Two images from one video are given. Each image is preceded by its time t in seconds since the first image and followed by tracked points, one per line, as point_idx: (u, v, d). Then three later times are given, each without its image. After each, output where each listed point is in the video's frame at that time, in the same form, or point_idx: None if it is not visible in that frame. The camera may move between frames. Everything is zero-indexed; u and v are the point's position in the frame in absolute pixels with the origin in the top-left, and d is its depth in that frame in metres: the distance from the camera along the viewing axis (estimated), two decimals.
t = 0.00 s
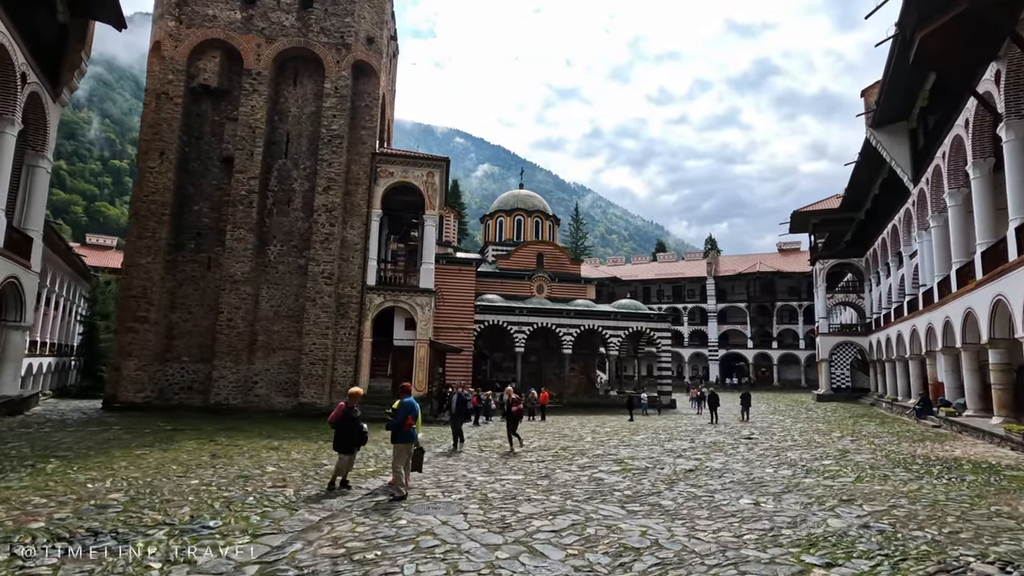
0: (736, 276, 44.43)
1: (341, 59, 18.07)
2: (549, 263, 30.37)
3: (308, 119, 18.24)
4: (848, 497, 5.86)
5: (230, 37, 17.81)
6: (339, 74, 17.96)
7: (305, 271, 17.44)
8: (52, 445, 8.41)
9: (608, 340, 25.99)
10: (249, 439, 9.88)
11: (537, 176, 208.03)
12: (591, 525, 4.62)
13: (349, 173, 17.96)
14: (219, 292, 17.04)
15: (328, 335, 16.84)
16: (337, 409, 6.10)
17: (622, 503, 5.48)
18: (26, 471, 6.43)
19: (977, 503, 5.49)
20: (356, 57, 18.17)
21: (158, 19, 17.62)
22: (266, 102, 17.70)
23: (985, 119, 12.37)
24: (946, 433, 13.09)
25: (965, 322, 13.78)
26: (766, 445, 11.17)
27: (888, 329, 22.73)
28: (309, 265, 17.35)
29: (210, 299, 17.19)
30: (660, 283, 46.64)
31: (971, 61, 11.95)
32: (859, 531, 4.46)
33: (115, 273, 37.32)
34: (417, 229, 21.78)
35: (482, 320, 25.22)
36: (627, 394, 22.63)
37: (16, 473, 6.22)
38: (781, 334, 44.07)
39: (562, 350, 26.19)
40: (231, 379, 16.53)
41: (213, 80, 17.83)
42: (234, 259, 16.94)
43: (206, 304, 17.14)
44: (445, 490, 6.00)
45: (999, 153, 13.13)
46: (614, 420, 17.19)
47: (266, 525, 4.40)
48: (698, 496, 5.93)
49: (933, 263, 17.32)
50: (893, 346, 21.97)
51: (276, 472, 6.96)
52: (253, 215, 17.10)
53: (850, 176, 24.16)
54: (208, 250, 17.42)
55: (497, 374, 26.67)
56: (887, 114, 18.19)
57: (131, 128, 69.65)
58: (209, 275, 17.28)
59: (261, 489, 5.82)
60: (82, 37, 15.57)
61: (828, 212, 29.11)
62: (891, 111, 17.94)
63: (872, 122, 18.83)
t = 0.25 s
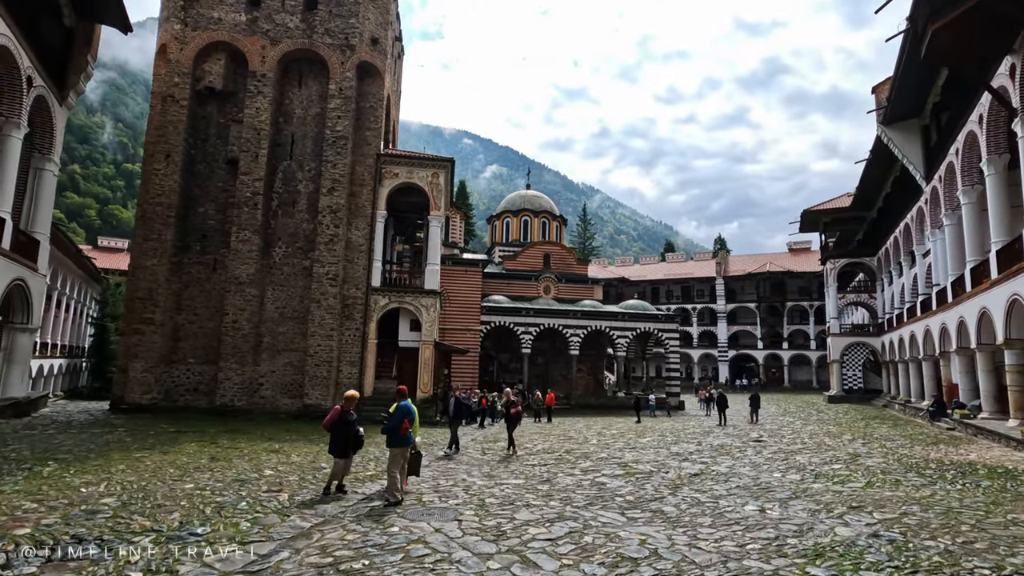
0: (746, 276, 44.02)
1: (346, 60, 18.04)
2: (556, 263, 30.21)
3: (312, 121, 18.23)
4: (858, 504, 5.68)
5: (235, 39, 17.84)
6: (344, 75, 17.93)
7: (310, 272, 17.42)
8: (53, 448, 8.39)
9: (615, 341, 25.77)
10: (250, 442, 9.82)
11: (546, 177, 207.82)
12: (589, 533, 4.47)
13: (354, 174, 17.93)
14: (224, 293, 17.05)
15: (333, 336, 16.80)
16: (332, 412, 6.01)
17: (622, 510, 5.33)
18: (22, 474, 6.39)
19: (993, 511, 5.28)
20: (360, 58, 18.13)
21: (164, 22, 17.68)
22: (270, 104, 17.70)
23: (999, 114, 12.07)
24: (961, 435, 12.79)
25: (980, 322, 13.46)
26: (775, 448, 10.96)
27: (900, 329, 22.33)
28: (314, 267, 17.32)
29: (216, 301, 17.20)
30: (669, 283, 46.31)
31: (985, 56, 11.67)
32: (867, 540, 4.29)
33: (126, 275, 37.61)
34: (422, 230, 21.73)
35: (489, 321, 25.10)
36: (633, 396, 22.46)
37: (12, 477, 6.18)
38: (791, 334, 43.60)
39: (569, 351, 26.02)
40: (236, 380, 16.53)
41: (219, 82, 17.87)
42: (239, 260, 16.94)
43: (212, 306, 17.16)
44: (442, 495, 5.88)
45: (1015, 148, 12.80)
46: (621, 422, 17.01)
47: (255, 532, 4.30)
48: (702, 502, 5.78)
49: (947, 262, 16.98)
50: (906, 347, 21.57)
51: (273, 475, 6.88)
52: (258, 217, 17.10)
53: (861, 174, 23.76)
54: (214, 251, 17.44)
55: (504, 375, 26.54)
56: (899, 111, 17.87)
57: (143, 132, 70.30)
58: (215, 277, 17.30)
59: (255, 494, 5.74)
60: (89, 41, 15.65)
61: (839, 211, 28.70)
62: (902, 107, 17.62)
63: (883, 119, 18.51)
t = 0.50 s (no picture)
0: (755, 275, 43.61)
1: (350, 60, 18.02)
2: (562, 263, 30.05)
3: (316, 122, 18.23)
4: (867, 508, 5.51)
5: (240, 41, 17.88)
6: (348, 76, 17.91)
7: (314, 273, 17.39)
8: (54, 449, 8.38)
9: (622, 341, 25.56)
10: (252, 444, 9.79)
11: (554, 177, 207.55)
12: (586, 538, 4.33)
13: (358, 175, 17.90)
14: (229, 294, 17.07)
15: (337, 337, 16.76)
16: (329, 412, 5.92)
17: (622, 514, 5.19)
18: (18, 476, 6.36)
19: (1008, 516, 5.08)
20: (364, 58, 18.10)
21: (169, 25, 17.75)
22: (275, 105, 17.72)
23: (1013, 108, 11.80)
24: (976, 437, 12.50)
25: (995, 321, 13.16)
26: (784, 450, 10.75)
27: (913, 329, 21.95)
28: (318, 268, 17.30)
29: (221, 302, 17.22)
30: (678, 283, 45.99)
31: (997, 48, 11.41)
32: (875, 547, 4.13)
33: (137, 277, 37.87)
34: (427, 230, 21.67)
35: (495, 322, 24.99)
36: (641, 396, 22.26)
37: (8, 478, 6.16)
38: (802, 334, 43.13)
39: (576, 352, 25.85)
40: (241, 381, 16.54)
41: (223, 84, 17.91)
42: (244, 261, 16.96)
43: (217, 307, 17.19)
44: (438, 498, 5.77)
45: None
46: (627, 423, 16.83)
47: (243, 536, 4.21)
48: (705, 505, 5.63)
49: (960, 260, 16.65)
50: (919, 347, 21.20)
51: (270, 477, 6.81)
52: (262, 218, 17.11)
53: (872, 172, 23.40)
54: (219, 253, 17.47)
55: (510, 376, 26.42)
56: (910, 106, 17.57)
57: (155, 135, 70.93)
58: (220, 278, 17.33)
59: (249, 496, 5.66)
60: (95, 44, 15.74)
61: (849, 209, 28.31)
62: (913, 103, 17.32)
63: (894, 115, 18.21)
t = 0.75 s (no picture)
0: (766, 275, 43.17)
1: (355, 61, 18.01)
2: (570, 263, 29.90)
3: (322, 123, 18.24)
4: (876, 513, 5.34)
5: (246, 43, 17.93)
6: (353, 77, 17.90)
7: (320, 274, 17.39)
8: (57, 450, 8.39)
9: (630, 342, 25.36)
10: (254, 445, 9.75)
11: (563, 178, 207.20)
12: (583, 544, 4.22)
13: (364, 176, 17.88)
14: (236, 296, 17.12)
15: (343, 337, 16.74)
16: (327, 413, 5.83)
17: (623, 518, 5.06)
18: (18, 477, 6.35)
19: None
20: (370, 59, 18.08)
21: (176, 28, 17.84)
22: (281, 106, 17.75)
23: None
24: (992, 439, 12.20)
25: (1010, 320, 12.87)
26: (794, 452, 10.55)
27: (927, 329, 21.56)
28: (324, 269, 17.29)
29: (227, 304, 17.28)
30: (687, 283, 45.63)
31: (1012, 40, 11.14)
32: (884, 554, 3.97)
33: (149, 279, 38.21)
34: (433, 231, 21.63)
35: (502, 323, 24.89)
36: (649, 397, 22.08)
37: (8, 480, 6.16)
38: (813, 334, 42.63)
39: (583, 352, 25.68)
40: (247, 382, 16.58)
41: (230, 86, 17.96)
42: (250, 263, 17.00)
43: (224, 309, 17.24)
44: (436, 502, 5.67)
45: None
46: (635, 424, 16.66)
47: (234, 541, 4.14)
48: (709, 509, 5.50)
49: (975, 258, 16.32)
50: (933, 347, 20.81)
51: (269, 479, 6.75)
52: (268, 220, 17.14)
53: (882, 169, 23.09)
54: (226, 254, 17.54)
55: (517, 376, 26.31)
56: (923, 102, 17.25)
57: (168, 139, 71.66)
58: (227, 280, 17.39)
59: (245, 499, 5.60)
60: (103, 48, 15.85)
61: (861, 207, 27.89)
62: (926, 98, 17.01)
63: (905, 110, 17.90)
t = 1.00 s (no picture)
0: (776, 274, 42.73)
1: (359, 62, 18.01)
2: (576, 263, 29.75)
3: (327, 124, 18.27)
4: (882, 518, 5.19)
5: (251, 46, 18.00)
6: (357, 78, 17.90)
7: (325, 275, 17.40)
8: (59, 452, 8.41)
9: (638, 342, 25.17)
10: (256, 446, 9.74)
11: (571, 178, 206.87)
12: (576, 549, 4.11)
13: (369, 176, 17.88)
14: (242, 297, 17.18)
15: (348, 338, 16.73)
16: (323, 414, 5.74)
17: (620, 523, 4.95)
18: (16, 479, 6.36)
19: None
20: (374, 60, 18.08)
21: (183, 31, 17.95)
22: (286, 108, 17.80)
23: None
24: (1006, 441, 11.93)
25: None
26: (801, 454, 10.36)
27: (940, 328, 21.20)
28: (329, 270, 17.30)
29: (234, 305, 17.33)
30: (696, 283, 45.29)
31: None
32: (887, 562, 3.83)
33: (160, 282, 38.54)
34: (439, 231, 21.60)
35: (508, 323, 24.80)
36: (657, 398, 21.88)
37: (6, 481, 6.17)
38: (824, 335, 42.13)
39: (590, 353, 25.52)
40: (253, 383, 16.62)
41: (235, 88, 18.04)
42: (256, 264, 17.05)
43: (230, 310, 17.30)
44: (431, 505, 5.59)
45: None
46: (641, 426, 16.50)
47: (221, 545, 4.08)
48: (710, 514, 5.38)
49: (989, 256, 16.00)
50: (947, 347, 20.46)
51: (266, 481, 6.71)
52: (274, 221, 17.18)
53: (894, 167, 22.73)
54: (232, 256, 17.61)
55: (524, 377, 26.20)
56: (934, 98, 16.95)
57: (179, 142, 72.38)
58: (233, 281, 17.46)
59: (239, 502, 5.55)
60: (110, 51, 15.95)
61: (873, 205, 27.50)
62: (938, 94, 16.71)
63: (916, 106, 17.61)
